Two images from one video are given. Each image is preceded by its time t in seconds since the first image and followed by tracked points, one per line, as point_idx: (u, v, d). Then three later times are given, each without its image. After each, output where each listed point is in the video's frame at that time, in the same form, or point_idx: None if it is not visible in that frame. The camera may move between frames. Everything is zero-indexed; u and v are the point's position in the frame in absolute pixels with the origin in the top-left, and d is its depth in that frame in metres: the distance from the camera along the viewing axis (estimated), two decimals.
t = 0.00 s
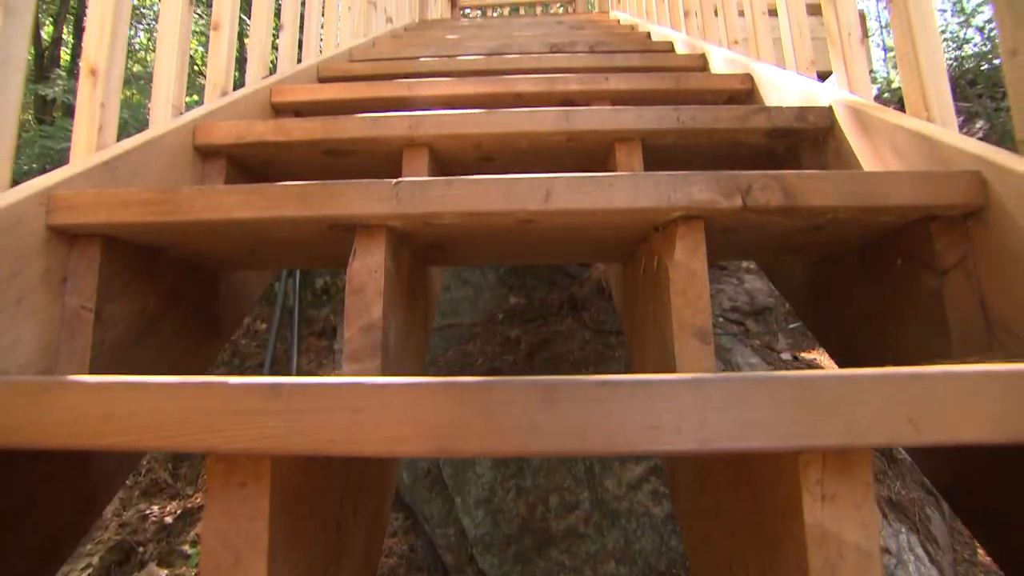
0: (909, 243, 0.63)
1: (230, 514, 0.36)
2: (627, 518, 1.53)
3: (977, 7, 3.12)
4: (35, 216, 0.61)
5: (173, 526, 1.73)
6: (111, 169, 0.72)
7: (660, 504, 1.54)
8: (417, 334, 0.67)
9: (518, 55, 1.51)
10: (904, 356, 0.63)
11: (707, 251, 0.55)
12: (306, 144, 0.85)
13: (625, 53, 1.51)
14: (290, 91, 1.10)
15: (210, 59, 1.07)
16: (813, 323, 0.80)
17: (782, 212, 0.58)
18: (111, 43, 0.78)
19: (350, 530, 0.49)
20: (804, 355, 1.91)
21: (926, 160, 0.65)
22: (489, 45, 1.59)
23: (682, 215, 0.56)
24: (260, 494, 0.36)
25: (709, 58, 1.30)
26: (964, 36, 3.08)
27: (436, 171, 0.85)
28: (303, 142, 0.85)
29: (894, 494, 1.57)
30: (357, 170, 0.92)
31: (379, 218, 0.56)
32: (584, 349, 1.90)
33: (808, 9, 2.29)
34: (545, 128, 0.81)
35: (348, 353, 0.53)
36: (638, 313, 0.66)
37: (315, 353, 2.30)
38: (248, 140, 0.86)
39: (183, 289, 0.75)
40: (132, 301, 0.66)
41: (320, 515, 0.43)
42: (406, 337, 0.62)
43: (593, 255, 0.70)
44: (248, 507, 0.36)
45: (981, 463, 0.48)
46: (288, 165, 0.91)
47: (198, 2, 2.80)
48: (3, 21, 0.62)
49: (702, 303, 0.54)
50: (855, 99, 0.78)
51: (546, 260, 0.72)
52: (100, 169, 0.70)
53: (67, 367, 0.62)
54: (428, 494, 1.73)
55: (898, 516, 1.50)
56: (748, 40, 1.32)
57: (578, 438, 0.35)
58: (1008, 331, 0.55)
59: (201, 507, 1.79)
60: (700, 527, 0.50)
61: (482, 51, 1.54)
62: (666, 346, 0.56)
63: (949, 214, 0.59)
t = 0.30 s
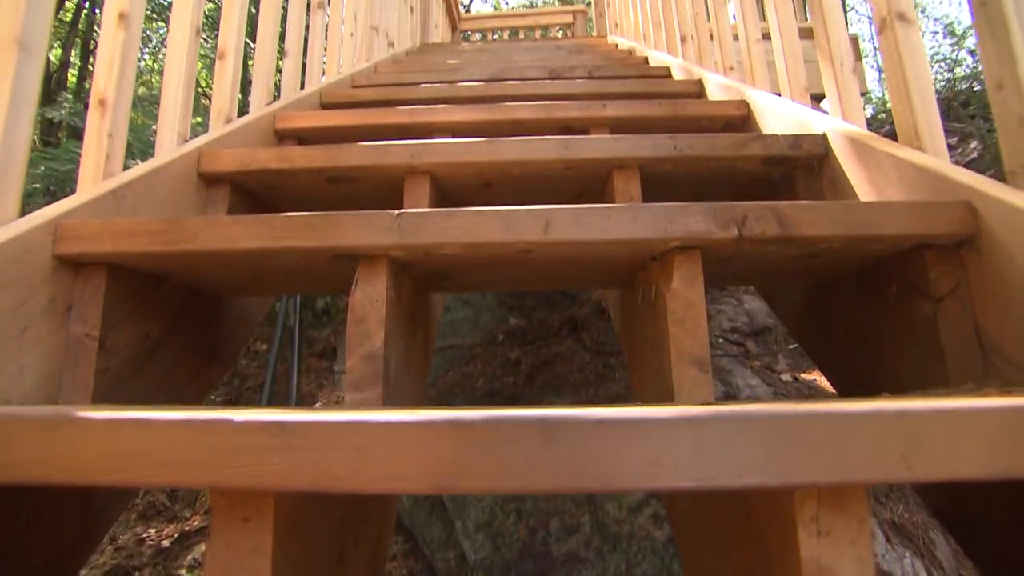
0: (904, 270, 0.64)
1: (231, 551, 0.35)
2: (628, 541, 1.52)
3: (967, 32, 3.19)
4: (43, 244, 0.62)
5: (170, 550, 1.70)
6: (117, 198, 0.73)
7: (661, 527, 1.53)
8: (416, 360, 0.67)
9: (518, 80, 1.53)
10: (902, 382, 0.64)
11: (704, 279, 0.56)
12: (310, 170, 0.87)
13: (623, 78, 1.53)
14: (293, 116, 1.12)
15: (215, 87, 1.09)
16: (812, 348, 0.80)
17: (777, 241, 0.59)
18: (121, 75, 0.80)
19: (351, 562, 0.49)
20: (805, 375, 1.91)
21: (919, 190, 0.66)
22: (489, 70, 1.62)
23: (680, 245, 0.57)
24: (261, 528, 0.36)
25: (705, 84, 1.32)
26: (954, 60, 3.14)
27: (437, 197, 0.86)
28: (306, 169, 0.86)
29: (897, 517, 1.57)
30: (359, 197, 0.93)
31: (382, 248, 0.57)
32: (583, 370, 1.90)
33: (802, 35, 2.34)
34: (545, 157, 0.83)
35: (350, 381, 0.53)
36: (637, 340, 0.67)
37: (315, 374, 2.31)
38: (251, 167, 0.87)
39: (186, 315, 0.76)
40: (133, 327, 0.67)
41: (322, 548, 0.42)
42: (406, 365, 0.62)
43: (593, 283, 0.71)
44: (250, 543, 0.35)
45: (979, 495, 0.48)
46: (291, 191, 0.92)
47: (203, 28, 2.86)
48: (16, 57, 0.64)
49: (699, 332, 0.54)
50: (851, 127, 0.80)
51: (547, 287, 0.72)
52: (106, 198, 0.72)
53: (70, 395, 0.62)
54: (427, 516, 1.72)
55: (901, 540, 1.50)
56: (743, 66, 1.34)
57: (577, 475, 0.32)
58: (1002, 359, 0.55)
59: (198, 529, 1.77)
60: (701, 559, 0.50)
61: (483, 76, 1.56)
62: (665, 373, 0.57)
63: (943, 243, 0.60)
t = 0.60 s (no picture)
0: (899, 297, 0.64)
1: None
2: (629, 564, 1.52)
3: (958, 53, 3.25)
4: (49, 271, 0.63)
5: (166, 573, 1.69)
6: (122, 224, 0.74)
7: (661, 550, 1.54)
8: (417, 387, 0.68)
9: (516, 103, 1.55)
10: (900, 409, 0.64)
11: (701, 308, 0.57)
12: (311, 196, 0.88)
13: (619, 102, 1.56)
14: (295, 141, 1.13)
15: (219, 113, 1.11)
16: (810, 374, 0.80)
17: (773, 268, 0.60)
18: (127, 102, 0.81)
19: None
20: (804, 396, 1.92)
21: (911, 215, 0.68)
22: (488, 94, 1.64)
23: (677, 273, 0.58)
24: (262, 561, 0.36)
25: (701, 108, 1.34)
26: (947, 81, 3.19)
27: (437, 221, 0.87)
28: (307, 194, 0.87)
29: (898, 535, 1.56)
30: (358, 222, 0.94)
31: (383, 277, 0.58)
32: (584, 391, 1.90)
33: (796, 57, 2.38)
34: (544, 183, 0.84)
35: (353, 410, 0.54)
36: (637, 366, 0.67)
37: (314, 395, 2.31)
38: (254, 192, 0.88)
39: (188, 341, 0.77)
40: (132, 354, 0.67)
41: None
42: (406, 393, 0.63)
43: (592, 309, 0.72)
44: None
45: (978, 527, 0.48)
46: (292, 216, 0.93)
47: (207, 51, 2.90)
48: (27, 87, 0.66)
49: (696, 359, 0.55)
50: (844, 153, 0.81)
51: (545, 313, 0.73)
52: (111, 225, 0.73)
53: (71, 420, 0.62)
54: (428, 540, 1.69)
55: (905, 565, 1.48)
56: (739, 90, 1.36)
57: (574, 511, 0.33)
58: (997, 387, 0.56)
59: (196, 551, 1.77)
60: None
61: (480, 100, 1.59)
62: (665, 402, 0.57)
63: (936, 270, 0.60)
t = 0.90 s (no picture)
0: (895, 324, 0.65)
1: None
2: None
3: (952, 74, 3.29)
4: (56, 300, 0.63)
5: None
6: (128, 251, 0.75)
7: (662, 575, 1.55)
8: (418, 413, 0.68)
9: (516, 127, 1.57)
10: (900, 435, 0.64)
11: (699, 335, 0.58)
12: (314, 222, 0.89)
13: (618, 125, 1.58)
14: (299, 166, 1.15)
15: (224, 139, 1.13)
16: (811, 399, 0.81)
17: (770, 296, 0.60)
18: (134, 131, 0.83)
19: None
20: (806, 416, 1.93)
21: (905, 242, 0.69)
22: (489, 118, 1.66)
23: (676, 301, 0.59)
24: None
25: (698, 132, 1.36)
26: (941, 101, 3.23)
27: (438, 247, 0.89)
28: (310, 220, 0.89)
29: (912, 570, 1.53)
30: (361, 247, 0.95)
31: (386, 305, 0.59)
32: (584, 412, 1.92)
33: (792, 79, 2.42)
34: (545, 209, 0.85)
35: (355, 437, 0.54)
36: (636, 391, 0.68)
37: (314, 415, 2.32)
38: (257, 219, 0.89)
39: (191, 366, 0.77)
40: (136, 380, 0.68)
41: None
42: (407, 419, 0.63)
43: (592, 334, 0.72)
44: None
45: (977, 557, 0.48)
46: (295, 242, 0.94)
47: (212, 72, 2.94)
48: (38, 119, 0.67)
49: (695, 386, 0.56)
50: (838, 179, 0.82)
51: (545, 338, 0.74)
52: (117, 253, 0.74)
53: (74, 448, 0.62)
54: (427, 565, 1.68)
55: None
56: (735, 115, 1.38)
57: (575, 547, 0.33)
58: (994, 413, 0.56)
59: (195, 575, 1.74)
60: None
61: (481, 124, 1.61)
62: (664, 428, 0.58)
63: (931, 297, 0.61)
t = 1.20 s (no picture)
0: (892, 350, 0.66)
1: None
2: None
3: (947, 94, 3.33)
4: (61, 327, 0.64)
5: None
6: (132, 278, 0.76)
7: None
8: (418, 440, 0.68)
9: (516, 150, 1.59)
10: (898, 462, 0.64)
11: (698, 363, 0.59)
12: (316, 247, 0.90)
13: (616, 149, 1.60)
14: (301, 191, 1.16)
15: (228, 164, 1.14)
16: (809, 424, 0.81)
17: (768, 324, 0.61)
18: (140, 159, 0.84)
19: None
20: (806, 437, 1.93)
21: (900, 269, 0.69)
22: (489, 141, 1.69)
23: (675, 328, 0.60)
24: None
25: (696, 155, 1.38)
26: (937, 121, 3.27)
27: (439, 272, 0.89)
28: (312, 246, 0.90)
29: None
30: (362, 272, 0.96)
31: (388, 333, 0.60)
32: (584, 434, 1.92)
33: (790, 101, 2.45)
34: (545, 235, 0.86)
35: (357, 464, 0.55)
36: (636, 418, 0.68)
37: (314, 436, 2.31)
38: (260, 244, 0.90)
39: (193, 392, 0.78)
40: (139, 407, 0.68)
41: None
42: (408, 447, 0.63)
43: (592, 360, 0.73)
44: None
45: None
46: (297, 266, 0.95)
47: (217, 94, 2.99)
48: (48, 149, 0.69)
49: (694, 414, 0.56)
50: (833, 205, 0.83)
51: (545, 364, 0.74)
52: (122, 279, 0.74)
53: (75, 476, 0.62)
54: None
55: None
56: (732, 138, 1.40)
57: None
58: (992, 439, 0.56)
59: None
60: None
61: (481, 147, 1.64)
62: (664, 455, 0.58)
63: (928, 323, 0.62)
